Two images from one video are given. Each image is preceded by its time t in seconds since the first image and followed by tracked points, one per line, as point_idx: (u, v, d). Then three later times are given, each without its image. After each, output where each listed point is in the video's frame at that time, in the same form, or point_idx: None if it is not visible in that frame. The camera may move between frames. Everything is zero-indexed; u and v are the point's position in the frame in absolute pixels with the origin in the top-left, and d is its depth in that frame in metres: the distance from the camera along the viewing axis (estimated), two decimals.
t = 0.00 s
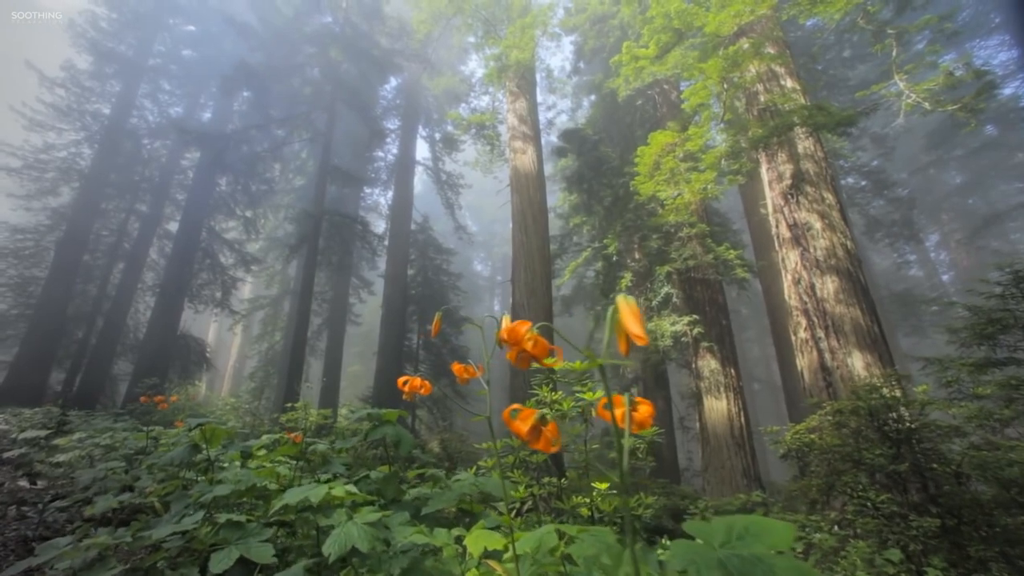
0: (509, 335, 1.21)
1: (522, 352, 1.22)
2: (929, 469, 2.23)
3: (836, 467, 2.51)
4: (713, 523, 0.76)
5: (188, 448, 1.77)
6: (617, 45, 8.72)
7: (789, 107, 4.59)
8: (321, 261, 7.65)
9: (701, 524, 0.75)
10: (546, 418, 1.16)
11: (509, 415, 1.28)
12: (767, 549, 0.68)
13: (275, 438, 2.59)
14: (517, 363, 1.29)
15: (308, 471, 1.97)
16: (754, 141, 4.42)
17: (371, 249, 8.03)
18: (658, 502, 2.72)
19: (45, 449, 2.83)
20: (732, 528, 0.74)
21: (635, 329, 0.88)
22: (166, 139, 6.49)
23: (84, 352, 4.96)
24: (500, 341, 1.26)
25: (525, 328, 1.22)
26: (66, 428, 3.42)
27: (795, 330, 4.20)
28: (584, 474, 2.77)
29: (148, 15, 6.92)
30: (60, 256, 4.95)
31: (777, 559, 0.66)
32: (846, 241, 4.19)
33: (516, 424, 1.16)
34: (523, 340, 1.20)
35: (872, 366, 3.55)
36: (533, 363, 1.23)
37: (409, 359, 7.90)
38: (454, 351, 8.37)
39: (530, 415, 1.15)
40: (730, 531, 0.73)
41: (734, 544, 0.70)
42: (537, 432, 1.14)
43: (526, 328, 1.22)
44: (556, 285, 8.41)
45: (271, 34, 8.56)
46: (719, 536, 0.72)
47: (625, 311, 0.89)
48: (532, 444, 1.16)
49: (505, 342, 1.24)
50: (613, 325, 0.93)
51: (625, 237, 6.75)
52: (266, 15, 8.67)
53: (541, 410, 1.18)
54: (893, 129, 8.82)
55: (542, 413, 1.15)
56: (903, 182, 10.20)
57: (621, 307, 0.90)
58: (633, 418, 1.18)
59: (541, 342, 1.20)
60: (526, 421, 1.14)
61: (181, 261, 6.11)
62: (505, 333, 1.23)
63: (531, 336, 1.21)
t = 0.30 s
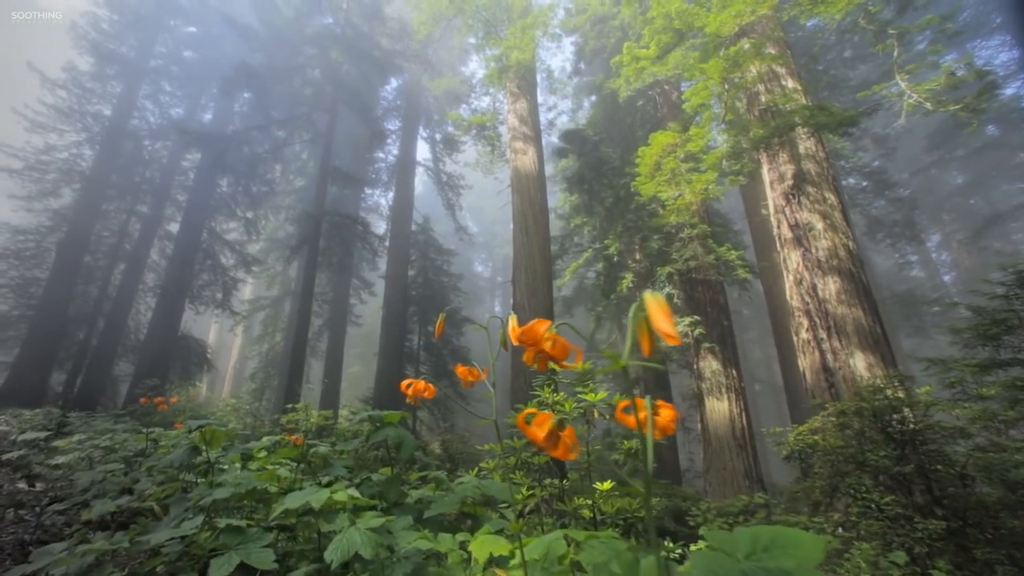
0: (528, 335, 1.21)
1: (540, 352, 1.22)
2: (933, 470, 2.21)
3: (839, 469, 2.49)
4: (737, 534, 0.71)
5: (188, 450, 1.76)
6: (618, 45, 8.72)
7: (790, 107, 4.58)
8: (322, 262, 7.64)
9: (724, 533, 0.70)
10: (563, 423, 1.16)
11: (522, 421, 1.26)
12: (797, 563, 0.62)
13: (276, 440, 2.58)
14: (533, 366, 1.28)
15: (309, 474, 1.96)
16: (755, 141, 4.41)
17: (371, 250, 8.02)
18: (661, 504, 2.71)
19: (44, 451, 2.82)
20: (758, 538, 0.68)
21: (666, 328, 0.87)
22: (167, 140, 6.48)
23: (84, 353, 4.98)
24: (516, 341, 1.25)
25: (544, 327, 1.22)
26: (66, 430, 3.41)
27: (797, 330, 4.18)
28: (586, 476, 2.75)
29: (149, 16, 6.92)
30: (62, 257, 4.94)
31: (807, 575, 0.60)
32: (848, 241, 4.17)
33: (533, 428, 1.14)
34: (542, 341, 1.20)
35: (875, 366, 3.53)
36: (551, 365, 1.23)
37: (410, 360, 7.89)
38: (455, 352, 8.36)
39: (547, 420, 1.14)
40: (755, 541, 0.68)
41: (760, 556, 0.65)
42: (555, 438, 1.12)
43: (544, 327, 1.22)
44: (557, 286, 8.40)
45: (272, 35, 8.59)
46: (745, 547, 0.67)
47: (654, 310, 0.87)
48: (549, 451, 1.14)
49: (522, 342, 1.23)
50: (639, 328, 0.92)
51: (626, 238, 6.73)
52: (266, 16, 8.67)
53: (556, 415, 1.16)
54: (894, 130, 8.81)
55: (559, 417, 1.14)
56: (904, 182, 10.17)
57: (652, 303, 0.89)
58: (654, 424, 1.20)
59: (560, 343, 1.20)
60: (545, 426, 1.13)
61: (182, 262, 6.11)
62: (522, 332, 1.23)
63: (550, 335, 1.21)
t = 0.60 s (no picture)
0: (547, 333, 1.18)
1: (559, 349, 1.18)
2: (938, 471, 2.20)
3: (843, 470, 2.47)
4: (758, 541, 0.69)
5: (187, 452, 1.75)
6: (618, 46, 8.72)
7: (791, 107, 4.57)
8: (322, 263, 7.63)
9: (745, 542, 0.69)
10: (581, 428, 1.12)
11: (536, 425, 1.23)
12: (820, 570, 0.59)
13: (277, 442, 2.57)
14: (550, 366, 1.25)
15: (309, 476, 1.95)
16: (756, 141, 4.40)
17: (372, 251, 8.01)
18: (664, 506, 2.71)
19: (43, 452, 2.82)
20: (780, 546, 0.66)
21: (699, 320, 0.99)
22: (168, 142, 6.50)
23: (85, 354, 5.01)
24: (534, 338, 1.22)
25: (564, 324, 1.18)
26: (66, 431, 3.41)
27: (799, 331, 4.17)
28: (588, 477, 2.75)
29: (150, 19, 7.00)
30: (62, 258, 4.92)
31: None
32: (850, 241, 4.16)
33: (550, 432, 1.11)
34: (563, 339, 1.17)
35: (877, 367, 3.52)
36: (570, 364, 1.19)
37: (410, 361, 7.89)
38: (456, 353, 8.36)
39: (566, 424, 1.11)
40: (777, 548, 0.65)
41: (783, 564, 0.62)
42: (575, 443, 1.10)
43: (565, 323, 1.19)
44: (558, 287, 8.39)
45: (274, 38, 8.35)
46: (767, 555, 0.65)
47: (689, 301, 1.00)
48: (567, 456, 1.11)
49: (540, 339, 1.20)
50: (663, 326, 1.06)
51: (627, 239, 6.72)
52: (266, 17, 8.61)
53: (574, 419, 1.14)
54: (896, 130, 8.79)
55: (578, 421, 1.12)
56: (905, 183, 10.16)
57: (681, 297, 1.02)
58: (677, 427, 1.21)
59: (581, 342, 1.16)
60: (563, 431, 1.10)
61: (183, 264, 6.10)
62: (541, 330, 1.19)
63: (570, 332, 1.17)
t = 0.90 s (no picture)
0: (567, 327, 1.20)
1: (580, 344, 1.20)
2: (942, 472, 2.19)
3: (846, 470, 2.45)
4: (783, 551, 0.68)
5: (186, 454, 1.73)
6: (618, 46, 8.73)
7: (792, 107, 4.57)
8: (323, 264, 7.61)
9: (770, 552, 0.68)
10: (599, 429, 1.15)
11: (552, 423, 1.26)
12: None
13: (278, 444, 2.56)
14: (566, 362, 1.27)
15: (310, 479, 1.94)
16: (757, 141, 4.39)
17: (373, 252, 8.01)
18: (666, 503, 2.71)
19: (42, 454, 2.82)
20: (808, 559, 0.65)
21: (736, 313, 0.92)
22: (168, 143, 6.48)
23: (86, 355, 4.99)
24: (553, 332, 1.23)
25: (584, 319, 1.20)
26: (65, 433, 3.39)
27: (800, 331, 4.15)
28: (589, 478, 2.74)
29: (150, 21, 6.94)
30: (62, 259, 4.90)
31: None
32: (851, 241, 4.15)
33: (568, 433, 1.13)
34: (583, 335, 1.18)
35: (879, 367, 3.50)
36: (589, 360, 1.21)
37: (411, 362, 7.89)
38: (456, 354, 8.35)
39: (583, 425, 1.14)
40: (805, 559, 0.65)
41: None
42: (593, 445, 1.13)
43: (585, 318, 1.21)
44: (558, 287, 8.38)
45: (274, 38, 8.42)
46: (795, 567, 0.64)
47: (723, 292, 0.92)
48: (585, 460, 1.14)
49: (560, 333, 1.22)
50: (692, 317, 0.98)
51: (627, 239, 6.71)
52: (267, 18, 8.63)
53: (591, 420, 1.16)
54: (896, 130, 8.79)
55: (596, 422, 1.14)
56: (906, 182, 10.15)
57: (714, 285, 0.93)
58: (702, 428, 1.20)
59: (602, 339, 1.20)
60: (581, 435, 1.12)
61: (184, 265, 6.08)
62: (561, 324, 1.21)
63: (589, 328, 1.19)
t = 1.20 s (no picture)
0: (591, 323, 1.16)
1: (603, 342, 1.15)
2: (947, 473, 2.17)
3: (849, 471, 2.44)
4: (809, 560, 0.67)
5: (184, 457, 1.72)
6: (618, 46, 8.75)
7: (793, 107, 4.57)
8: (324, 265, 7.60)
9: (796, 562, 0.67)
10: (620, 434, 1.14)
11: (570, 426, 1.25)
12: None
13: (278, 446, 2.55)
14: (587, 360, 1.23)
15: (310, 481, 1.93)
16: (757, 141, 4.37)
17: (373, 253, 8.02)
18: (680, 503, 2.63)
19: (40, 457, 2.81)
20: (839, 566, 0.65)
21: (781, 304, 0.97)
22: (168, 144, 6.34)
23: (87, 357, 4.95)
24: (576, 328, 1.18)
25: (609, 315, 1.16)
26: (64, 436, 3.37)
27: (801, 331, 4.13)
28: (591, 480, 2.73)
29: (151, 22, 6.85)
30: (63, 262, 4.89)
31: None
32: (852, 241, 4.13)
33: (589, 439, 1.13)
34: (608, 332, 1.14)
35: (881, 367, 3.48)
36: (612, 358, 1.17)
37: (411, 363, 7.88)
38: (456, 355, 8.34)
39: (604, 430, 1.13)
40: (835, 568, 0.64)
41: None
42: (614, 451, 1.12)
43: (610, 313, 1.17)
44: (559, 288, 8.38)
45: (274, 40, 8.52)
46: None
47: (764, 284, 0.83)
48: (607, 467, 1.13)
49: (582, 329, 1.18)
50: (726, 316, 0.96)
51: (628, 239, 6.70)
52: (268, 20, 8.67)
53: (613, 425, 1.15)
54: (897, 130, 8.78)
55: (617, 427, 1.13)
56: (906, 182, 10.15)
57: (756, 277, 1.00)
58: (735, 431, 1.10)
59: (627, 337, 1.14)
60: (603, 441, 1.11)
61: (184, 266, 6.07)
62: (583, 320, 1.16)
63: (614, 323, 1.15)
